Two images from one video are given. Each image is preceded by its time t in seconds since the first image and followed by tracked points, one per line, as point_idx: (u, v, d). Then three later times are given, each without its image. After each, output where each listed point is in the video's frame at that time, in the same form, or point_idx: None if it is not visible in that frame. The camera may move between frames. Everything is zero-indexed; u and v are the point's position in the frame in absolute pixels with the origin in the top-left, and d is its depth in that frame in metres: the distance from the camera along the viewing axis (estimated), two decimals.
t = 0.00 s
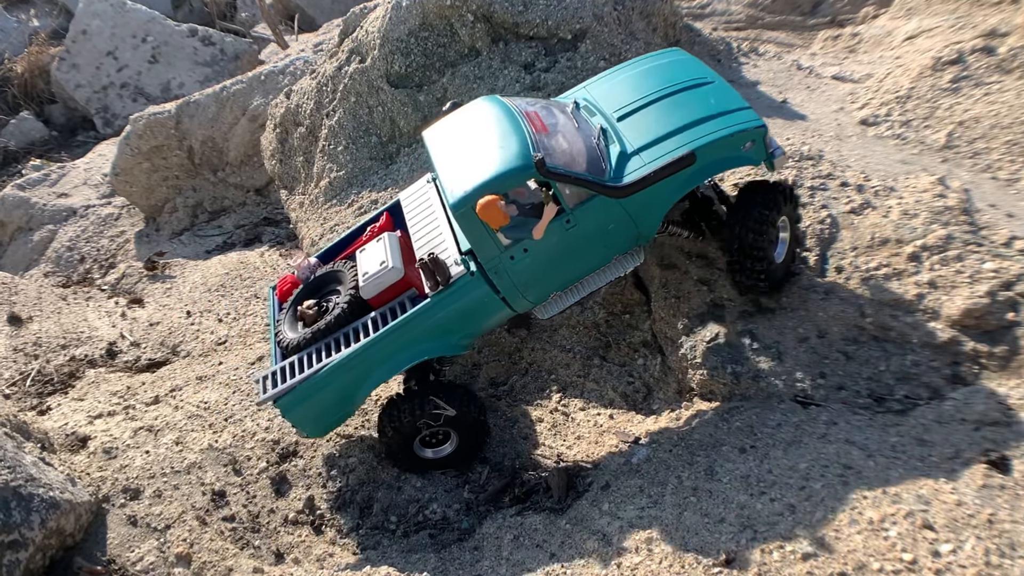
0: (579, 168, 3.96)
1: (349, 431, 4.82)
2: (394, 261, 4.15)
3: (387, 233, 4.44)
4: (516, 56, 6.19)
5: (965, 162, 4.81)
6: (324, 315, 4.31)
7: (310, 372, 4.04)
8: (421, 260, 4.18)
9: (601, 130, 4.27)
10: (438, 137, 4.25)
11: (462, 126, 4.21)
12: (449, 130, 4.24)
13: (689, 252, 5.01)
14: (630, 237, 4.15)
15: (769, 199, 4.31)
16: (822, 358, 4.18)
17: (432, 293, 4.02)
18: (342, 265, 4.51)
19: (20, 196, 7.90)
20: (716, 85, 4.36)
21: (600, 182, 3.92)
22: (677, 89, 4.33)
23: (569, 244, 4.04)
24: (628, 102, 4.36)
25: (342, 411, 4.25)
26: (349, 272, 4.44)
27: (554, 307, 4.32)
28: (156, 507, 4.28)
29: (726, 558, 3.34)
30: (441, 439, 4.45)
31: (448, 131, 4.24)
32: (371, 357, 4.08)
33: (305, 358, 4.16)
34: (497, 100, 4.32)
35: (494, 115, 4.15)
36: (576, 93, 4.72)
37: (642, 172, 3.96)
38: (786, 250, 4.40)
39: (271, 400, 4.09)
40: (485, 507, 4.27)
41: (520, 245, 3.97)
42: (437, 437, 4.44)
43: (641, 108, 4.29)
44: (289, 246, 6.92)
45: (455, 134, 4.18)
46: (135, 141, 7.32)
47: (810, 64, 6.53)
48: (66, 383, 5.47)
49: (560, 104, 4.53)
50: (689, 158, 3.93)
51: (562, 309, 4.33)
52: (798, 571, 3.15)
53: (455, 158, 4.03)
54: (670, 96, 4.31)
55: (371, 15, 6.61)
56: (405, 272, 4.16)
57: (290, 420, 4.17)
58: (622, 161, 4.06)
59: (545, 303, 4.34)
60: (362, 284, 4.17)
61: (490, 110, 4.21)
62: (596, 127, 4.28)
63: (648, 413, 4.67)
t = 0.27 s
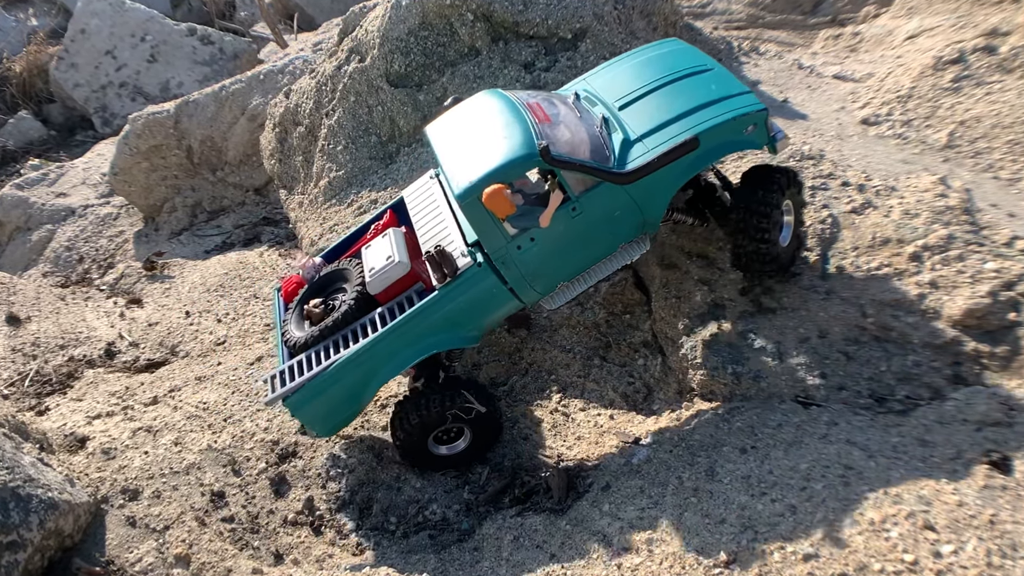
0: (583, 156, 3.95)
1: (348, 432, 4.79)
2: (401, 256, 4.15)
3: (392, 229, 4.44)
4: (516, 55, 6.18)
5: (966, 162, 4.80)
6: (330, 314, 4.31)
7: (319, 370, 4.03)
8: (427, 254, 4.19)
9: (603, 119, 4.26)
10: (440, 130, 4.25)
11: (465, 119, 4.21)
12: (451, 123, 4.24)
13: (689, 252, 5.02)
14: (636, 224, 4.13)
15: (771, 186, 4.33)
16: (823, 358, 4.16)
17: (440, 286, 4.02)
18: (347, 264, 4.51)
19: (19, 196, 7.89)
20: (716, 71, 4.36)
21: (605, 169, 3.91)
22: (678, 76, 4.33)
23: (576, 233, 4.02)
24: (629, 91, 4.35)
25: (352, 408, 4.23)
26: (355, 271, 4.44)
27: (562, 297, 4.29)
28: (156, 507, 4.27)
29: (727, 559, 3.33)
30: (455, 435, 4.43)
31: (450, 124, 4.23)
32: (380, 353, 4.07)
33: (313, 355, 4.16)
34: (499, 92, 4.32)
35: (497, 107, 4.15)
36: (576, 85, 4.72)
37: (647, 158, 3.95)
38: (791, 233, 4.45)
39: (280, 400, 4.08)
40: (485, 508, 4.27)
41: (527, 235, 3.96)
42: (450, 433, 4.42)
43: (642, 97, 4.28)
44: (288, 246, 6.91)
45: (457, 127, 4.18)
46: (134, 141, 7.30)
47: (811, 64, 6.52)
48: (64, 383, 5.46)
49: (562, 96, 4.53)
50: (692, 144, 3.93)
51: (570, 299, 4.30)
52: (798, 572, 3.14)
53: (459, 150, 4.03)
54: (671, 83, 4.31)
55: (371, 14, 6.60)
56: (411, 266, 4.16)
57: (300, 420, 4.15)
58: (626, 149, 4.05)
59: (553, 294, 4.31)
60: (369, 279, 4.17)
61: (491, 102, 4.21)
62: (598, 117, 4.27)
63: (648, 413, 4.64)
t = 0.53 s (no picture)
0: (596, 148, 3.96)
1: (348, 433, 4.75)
2: (414, 251, 4.14)
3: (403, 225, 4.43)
4: (516, 54, 6.16)
5: (967, 162, 4.79)
6: (343, 311, 4.30)
7: (333, 367, 4.02)
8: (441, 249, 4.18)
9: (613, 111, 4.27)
10: (451, 124, 4.23)
11: (474, 111, 4.21)
12: (462, 117, 4.23)
13: (690, 252, 4.99)
14: (650, 215, 4.14)
15: (782, 173, 4.33)
16: (825, 358, 4.15)
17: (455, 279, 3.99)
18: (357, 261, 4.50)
19: (17, 196, 7.88)
20: (724, 63, 4.39)
21: (619, 160, 3.92)
22: (687, 67, 4.36)
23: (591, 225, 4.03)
24: (638, 82, 4.37)
25: (367, 405, 4.22)
26: (367, 268, 4.42)
27: (578, 288, 4.24)
28: (154, 508, 4.26)
29: (727, 560, 3.31)
30: (472, 431, 4.46)
31: (460, 117, 4.22)
32: (395, 349, 4.06)
33: (328, 353, 4.15)
34: (508, 86, 4.33)
35: (509, 100, 4.15)
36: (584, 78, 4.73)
37: (660, 149, 3.96)
38: (801, 223, 4.50)
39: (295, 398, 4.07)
40: (485, 509, 4.28)
41: (543, 227, 3.96)
42: (468, 429, 4.43)
43: (652, 88, 4.30)
44: (287, 246, 6.90)
45: (468, 121, 4.17)
46: (133, 140, 7.28)
47: (812, 63, 6.50)
48: (63, 384, 5.45)
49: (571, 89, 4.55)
50: (705, 134, 3.95)
51: (584, 293, 4.25)
52: (799, 573, 3.13)
53: (472, 143, 4.03)
54: (680, 75, 4.34)
55: (371, 14, 6.59)
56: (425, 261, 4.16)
57: (315, 417, 4.15)
58: (638, 140, 4.07)
59: (566, 287, 4.26)
60: (382, 275, 4.16)
61: (502, 96, 4.22)
62: (609, 108, 4.28)
63: (649, 414, 4.62)
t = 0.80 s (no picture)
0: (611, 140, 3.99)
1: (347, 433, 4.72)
2: (429, 247, 4.10)
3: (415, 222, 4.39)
4: (516, 53, 6.15)
5: (968, 161, 4.78)
6: (356, 309, 4.26)
7: (350, 366, 4.00)
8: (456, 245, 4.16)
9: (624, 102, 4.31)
10: (461, 117, 4.22)
11: (485, 104, 4.20)
12: (472, 110, 4.22)
13: (690, 252, 4.98)
14: (664, 205, 4.20)
15: (792, 163, 4.35)
16: (826, 359, 4.14)
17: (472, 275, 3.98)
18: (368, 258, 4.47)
19: (16, 195, 7.86)
20: (731, 54, 4.44)
21: (634, 151, 3.95)
22: (695, 58, 4.42)
23: (607, 216, 4.06)
24: (648, 74, 4.41)
25: (383, 403, 4.19)
26: (379, 266, 4.38)
27: (592, 281, 4.34)
28: (153, 509, 4.24)
29: (727, 560, 3.29)
30: (491, 426, 4.41)
31: (470, 111, 4.22)
32: (412, 345, 4.03)
33: (343, 352, 4.13)
34: (517, 79, 4.33)
35: (520, 93, 4.16)
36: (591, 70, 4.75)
37: (675, 139, 4.01)
38: (811, 215, 4.47)
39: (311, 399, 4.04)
40: (485, 510, 4.27)
41: (559, 220, 3.98)
42: (486, 425, 4.38)
43: (662, 80, 4.35)
44: (286, 246, 6.89)
45: (480, 114, 4.17)
46: (131, 140, 7.26)
47: (813, 62, 6.48)
48: (62, 384, 5.43)
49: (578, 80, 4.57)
50: (719, 124, 4.00)
51: (598, 285, 4.35)
52: (800, 574, 3.11)
53: (485, 136, 4.03)
54: (689, 66, 4.39)
55: (370, 13, 6.57)
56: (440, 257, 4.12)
57: (331, 417, 4.12)
58: (652, 131, 4.10)
59: (581, 279, 4.35)
60: (396, 272, 4.12)
61: (512, 89, 4.22)
62: (620, 100, 4.31)
63: (649, 414, 4.61)
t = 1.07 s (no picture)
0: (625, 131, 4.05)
1: (347, 433, 4.71)
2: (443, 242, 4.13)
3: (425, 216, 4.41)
4: (516, 53, 6.14)
5: (970, 161, 4.77)
6: (370, 307, 4.26)
7: (367, 363, 3.97)
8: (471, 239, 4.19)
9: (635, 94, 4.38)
10: (474, 111, 4.28)
11: (496, 98, 4.26)
12: (484, 103, 4.28)
13: (691, 252, 4.96)
14: (677, 195, 4.24)
15: (800, 150, 4.42)
16: (827, 359, 4.14)
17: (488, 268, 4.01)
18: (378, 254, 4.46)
19: (15, 195, 7.84)
20: (738, 44, 4.53)
21: (648, 142, 4.02)
22: (703, 49, 4.50)
23: (622, 206, 4.11)
24: (657, 65, 4.49)
25: (401, 401, 4.16)
26: (392, 262, 4.38)
27: (607, 271, 4.28)
28: (152, 509, 4.23)
29: (728, 561, 3.26)
30: (509, 420, 4.41)
31: (483, 105, 4.28)
32: (430, 340, 4.01)
33: (358, 350, 4.11)
34: (528, 73, 4.39)
35: (532, 87, 4.22)
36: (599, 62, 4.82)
37: (688, 129, 4.08)
38: (820, 201, 4.51)
39: (329, 398, 4.01)
40: (485, 510, 4.26)
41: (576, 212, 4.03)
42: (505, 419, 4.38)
43: (672, 70, 4.43)
44: (286, 246, 6.88)
45: (492, 107, 4.23)
46: (130, 139, 7.24)
47: (814, 61, 6.46)
48: (60, 384, 5.42)
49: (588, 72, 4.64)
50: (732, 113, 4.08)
51: (614, 276, 4.28)
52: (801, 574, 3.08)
53: (499, 130, 4.09)
54: (697, 56, 4.47)
55: (370, 12, 6.56)
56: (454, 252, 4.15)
57: (348, 416, 4.07)
58: (664, 122, 4.17)
59: (595, 271, 4.29)
60: (411, 268, 4.14)
61: (523, 83, 4.28)
62: (631, 91, 4.37)
63: (649, 414, 4.61)
